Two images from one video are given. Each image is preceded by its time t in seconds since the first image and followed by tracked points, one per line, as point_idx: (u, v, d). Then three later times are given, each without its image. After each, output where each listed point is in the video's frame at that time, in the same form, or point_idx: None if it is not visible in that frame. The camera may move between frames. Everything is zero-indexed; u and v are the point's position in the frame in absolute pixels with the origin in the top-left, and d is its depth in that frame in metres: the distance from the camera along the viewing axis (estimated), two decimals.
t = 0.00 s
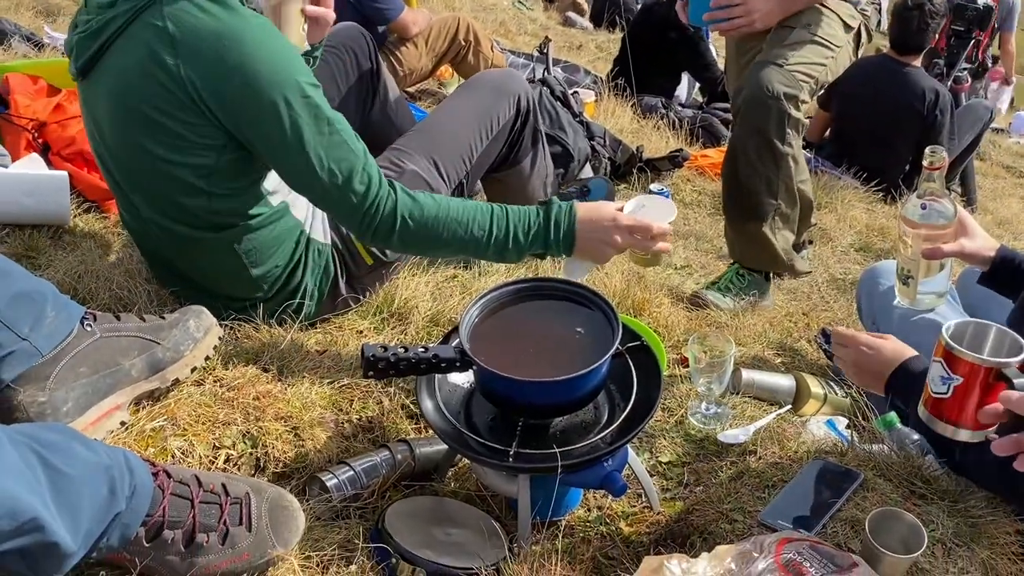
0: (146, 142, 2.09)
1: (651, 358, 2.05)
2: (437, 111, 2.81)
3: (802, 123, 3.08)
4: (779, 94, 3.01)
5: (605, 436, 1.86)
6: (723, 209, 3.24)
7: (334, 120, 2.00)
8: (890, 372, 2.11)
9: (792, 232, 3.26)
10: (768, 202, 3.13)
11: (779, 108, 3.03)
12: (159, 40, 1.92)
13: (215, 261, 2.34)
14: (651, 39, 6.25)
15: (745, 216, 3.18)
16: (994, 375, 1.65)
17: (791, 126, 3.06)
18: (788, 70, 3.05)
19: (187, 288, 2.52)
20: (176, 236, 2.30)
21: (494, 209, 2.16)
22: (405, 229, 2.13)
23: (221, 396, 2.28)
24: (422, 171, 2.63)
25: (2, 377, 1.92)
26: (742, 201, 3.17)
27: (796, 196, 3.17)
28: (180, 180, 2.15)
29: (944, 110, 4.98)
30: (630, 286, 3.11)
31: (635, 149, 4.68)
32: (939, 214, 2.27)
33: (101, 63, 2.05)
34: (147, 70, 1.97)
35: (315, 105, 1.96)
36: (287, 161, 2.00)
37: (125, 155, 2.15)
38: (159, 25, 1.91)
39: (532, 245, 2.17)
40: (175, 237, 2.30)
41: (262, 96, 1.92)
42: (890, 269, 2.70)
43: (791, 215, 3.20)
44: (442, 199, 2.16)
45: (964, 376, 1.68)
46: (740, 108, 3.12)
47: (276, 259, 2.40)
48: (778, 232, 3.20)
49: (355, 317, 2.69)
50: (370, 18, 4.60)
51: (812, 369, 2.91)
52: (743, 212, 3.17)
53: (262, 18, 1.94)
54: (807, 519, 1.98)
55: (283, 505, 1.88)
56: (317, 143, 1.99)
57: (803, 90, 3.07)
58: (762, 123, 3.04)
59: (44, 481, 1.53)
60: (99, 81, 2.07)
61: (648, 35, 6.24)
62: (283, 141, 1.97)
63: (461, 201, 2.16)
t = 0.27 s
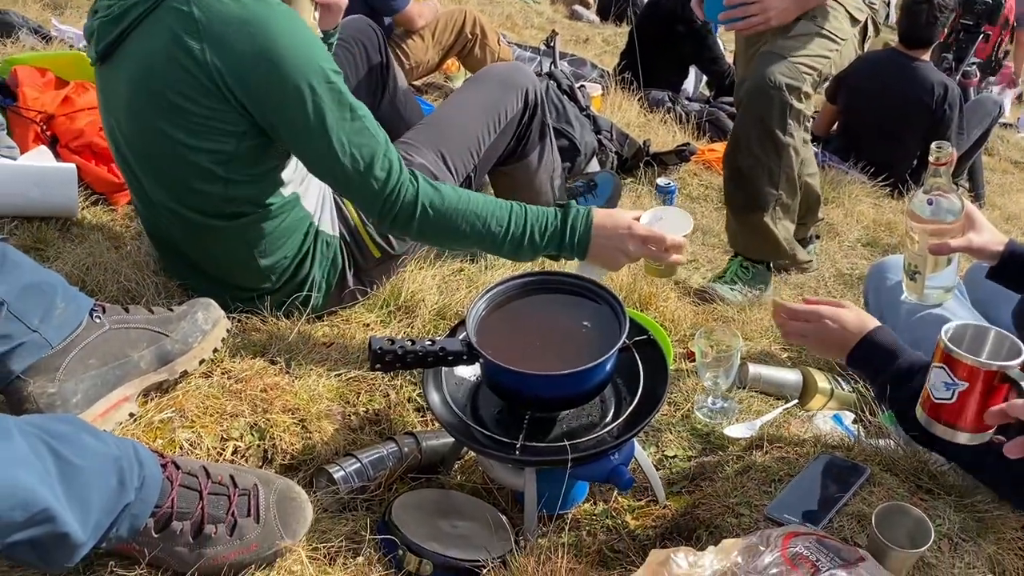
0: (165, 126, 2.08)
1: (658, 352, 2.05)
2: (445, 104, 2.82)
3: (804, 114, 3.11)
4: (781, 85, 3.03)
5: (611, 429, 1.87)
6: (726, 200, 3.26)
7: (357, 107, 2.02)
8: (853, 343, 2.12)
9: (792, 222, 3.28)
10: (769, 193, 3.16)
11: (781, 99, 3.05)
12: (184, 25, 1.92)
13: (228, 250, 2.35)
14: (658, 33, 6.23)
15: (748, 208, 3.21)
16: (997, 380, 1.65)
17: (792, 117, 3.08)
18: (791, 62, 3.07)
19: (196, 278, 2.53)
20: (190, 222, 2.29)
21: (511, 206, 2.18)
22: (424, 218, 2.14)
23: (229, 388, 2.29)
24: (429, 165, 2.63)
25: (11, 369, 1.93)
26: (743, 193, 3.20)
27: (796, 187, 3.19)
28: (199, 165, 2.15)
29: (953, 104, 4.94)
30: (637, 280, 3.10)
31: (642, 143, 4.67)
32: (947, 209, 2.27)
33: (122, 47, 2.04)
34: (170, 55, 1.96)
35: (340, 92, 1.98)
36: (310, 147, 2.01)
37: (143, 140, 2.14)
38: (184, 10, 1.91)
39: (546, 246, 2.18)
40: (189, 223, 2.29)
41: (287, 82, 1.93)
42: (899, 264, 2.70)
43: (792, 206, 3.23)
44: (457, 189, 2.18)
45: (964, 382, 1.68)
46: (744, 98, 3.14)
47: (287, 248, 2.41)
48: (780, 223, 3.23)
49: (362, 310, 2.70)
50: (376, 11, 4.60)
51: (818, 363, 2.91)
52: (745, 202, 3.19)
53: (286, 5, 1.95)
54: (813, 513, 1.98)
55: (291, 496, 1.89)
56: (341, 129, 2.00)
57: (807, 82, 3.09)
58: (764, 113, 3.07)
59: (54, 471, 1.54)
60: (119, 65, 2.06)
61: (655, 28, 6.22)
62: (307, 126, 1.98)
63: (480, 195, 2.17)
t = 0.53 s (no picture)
0: (180, 121, 2.09)
1: (666, 349, 2.06)
2: (454, 102, 2.83)
3: (820, 114, 3.17)
4: (799, 84, 3.10)
5: (619, 426, 1.87)
6: (741, 199, 3.33)
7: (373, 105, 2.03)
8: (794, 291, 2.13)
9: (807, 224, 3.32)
10: (784, 191, 3.22)
11: (799, 97, 3.12)
12: (201, 20, 1.92)
13: (240, 245, 2.36)
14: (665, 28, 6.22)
15: (762, 206, 3.26)
16: None
17: (809, 116, 3.14)
18: (808, 61, 3.15)
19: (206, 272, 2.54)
20: (203, 217, 2.30)
21: (523, 206, 2.19)
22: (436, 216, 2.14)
23: (239, 383, 2.30)
24: (438, 161, 2.64)
25: (25, 363, 1.95)
26: (758, 190, 3.26)
27: (811, 187, 3.24)
28: (213, 160, 2.16)
29: (960, 101, 4.93)
30: (644, 277, 3.10)
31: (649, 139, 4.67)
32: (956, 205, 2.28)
33: (138, 41, 2.04)
34: (187, 49, 1.97)
35: (356, 90, 1.99)
36: (325, 143, 2.02)
37: (157, 134, 2.14)
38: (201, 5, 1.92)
39: (557, 246, 2.20)
40: (202, 218, 2.31)
41: (304, 79, 1.94)
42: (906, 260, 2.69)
43: (806, 206, 3.26)
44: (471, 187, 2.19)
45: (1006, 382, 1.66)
46: (760, 96, 3.21)
47: (298, 244, 2.42)
48: (793, 223, 3.26)
49: (370, 306, 2.71)
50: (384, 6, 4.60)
51: (825, 360, 2.91)
52: (760, 200, 3.25)
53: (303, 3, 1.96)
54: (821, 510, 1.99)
55: (302, 491, 1.90)
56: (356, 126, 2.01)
57: (822, 81, 3.17)
58: (782, 111, 3.13)
59: (68, 465, 1.56)
60: (134, 59, 2.07)
61: (662, 24, 6.21)
62: (322, 122, 1.99)
63: (492, 194, 2.18)
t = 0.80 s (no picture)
0: (187, 118, 2.09)
1: (670, 345, 2.05)
2: (457, 96, 2.82)
3: (825, 107, 3.18)
4: (806, 75, 3.11)
5: (623, 423, 1.87)
6: (744, 193, 3.32)
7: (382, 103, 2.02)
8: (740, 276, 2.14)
9: (808, 216, 3.34)
10: (788, 183, 3.22)
11: (806, 89, 3.12)
12: (210, 17, 1.92)
13: (245, 241, 2.35)
14: (670, 24, 6.20)
15: (766, 198, 3.26)
16: None
17: (815, 108, 3.15)
18: (816, 52, 3.16)
19: (209, 268, 2.54)
20: (209, 214, 2.30)
21: (531, 204, 2.19)
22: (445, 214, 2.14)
23: (242, 378, 2.30)
24: (442, 156, 2.62)
25: (27, 358, 1.94)
26: (762, 183, 3.25)
27: (814, 179, 3.25)
28: (220, 157, 2.15)
29: (965, 97, 4.89)
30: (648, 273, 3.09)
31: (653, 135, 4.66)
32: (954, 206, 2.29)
33: (144, 38, 2.03)
34: (194, 47, 1.96)
35: (365, 88, 1.98)
36: (333, 141, 2.02)
37: (163, 131, 2.14)
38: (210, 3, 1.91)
39: (565, 244, 2.19)
40: (208, 215, 2.30)
41: (313, 77, 1.93)
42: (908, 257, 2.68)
43: (808, 200, 3.27)
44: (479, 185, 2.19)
45: None
46: (766, 88, 3.21)
47: (302, 241, 2.41)
48: (795, 215, 3.27)
49: (373, 302, 2.70)
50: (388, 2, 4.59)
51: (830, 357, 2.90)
52: (764, 192, 3.24)
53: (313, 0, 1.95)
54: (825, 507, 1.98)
55: (304, 486, 1.90)
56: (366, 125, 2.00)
57: (829, 73, 3.17)
58: (788, 101, 3.14)
59: (69, 460, 1.55)
60: (141, 56, 2.06)
61: (667, 19, 6.19)
62: (331, 121, 1.98)
63: (500, 192, 2.18)
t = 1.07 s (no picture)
0: (188, 118, 2.09)
1: (670, 345, 2.05)
2: (458, 95, 2.82)
3: (820, 105, 3.22)
4: (802, 74, 3.14)
5: (622, 421, 1.87)
6: (738, 184, 3.40)
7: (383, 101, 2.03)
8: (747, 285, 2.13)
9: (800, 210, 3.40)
10: (780, 180, 3.29)
11: (801, 89, 3.16)
12: (209, 17, 1.92)
13: (247, 240, 2.36)
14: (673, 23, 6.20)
15: (758, 193, 3.34)
16: None
17: (809, 107, 3.20)
18: (813, 51, 3.17)
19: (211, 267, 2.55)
20: (211, 213, 2.31)
21: (531, 195, 2.20)
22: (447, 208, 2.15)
23: (243, 377, 2.30)
24: (443, 155, 2.63)
25: (29, 356, 1.95)
26: (755, 176, 3.33)
27: (807, 175, 3.31)
28: (222, 156, 2.16)
29: (967, 97, 4.88)
30: (649, 272, 3.09)
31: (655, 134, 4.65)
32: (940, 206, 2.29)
33: (144, 39, 2.04)
34: (194, 47, 1.96)
35: (366, 86, 1.99)
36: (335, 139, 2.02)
37: (164, 131, 2.14)
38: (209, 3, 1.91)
39: (567, 232, 2.21)
40: (210, 215, 2.31)
41: (314, 76, 1.94)
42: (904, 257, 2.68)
43: (800, 194, 3.34)
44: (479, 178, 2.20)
45: None
46: (764, 84, 3.25)
47: (303, 240, 2.42)
48: (787, 210, 3.34)
49: (374, 300, 2.71)
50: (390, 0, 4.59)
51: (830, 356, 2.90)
52: (758, 187, 3.32)
53: None
54: (825, 507, 1.99)
55: (304, 485, 1.90)
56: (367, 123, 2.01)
57: (825, 72, 3.20)
58: (783, 99, 3.18)
59: (70, 458, 1.56)
60: (140, 56, 2.06)
61: (670, 18, 6.18)
62: (333, 119, 1.99)
63: (501, 184, 2.19)
